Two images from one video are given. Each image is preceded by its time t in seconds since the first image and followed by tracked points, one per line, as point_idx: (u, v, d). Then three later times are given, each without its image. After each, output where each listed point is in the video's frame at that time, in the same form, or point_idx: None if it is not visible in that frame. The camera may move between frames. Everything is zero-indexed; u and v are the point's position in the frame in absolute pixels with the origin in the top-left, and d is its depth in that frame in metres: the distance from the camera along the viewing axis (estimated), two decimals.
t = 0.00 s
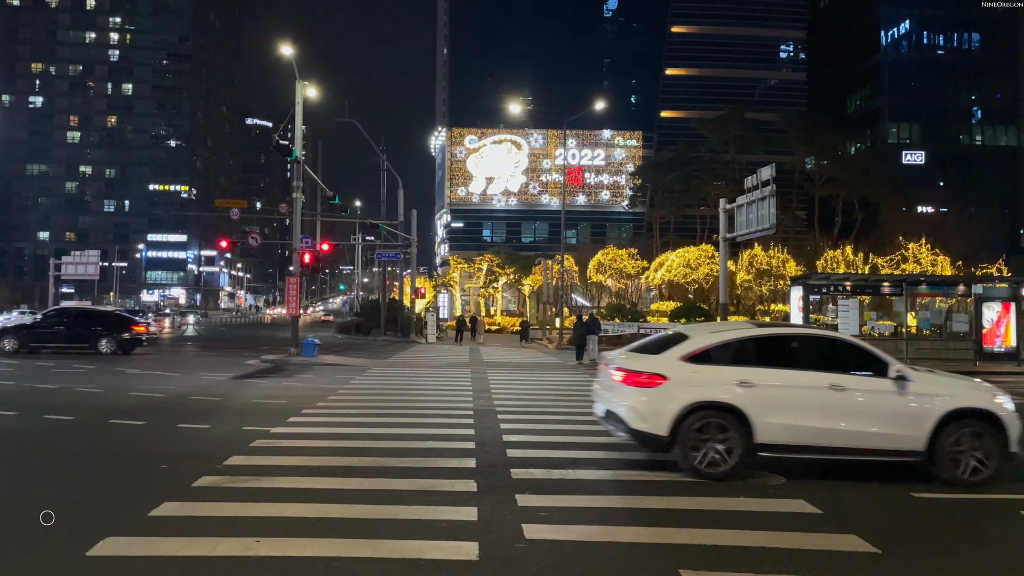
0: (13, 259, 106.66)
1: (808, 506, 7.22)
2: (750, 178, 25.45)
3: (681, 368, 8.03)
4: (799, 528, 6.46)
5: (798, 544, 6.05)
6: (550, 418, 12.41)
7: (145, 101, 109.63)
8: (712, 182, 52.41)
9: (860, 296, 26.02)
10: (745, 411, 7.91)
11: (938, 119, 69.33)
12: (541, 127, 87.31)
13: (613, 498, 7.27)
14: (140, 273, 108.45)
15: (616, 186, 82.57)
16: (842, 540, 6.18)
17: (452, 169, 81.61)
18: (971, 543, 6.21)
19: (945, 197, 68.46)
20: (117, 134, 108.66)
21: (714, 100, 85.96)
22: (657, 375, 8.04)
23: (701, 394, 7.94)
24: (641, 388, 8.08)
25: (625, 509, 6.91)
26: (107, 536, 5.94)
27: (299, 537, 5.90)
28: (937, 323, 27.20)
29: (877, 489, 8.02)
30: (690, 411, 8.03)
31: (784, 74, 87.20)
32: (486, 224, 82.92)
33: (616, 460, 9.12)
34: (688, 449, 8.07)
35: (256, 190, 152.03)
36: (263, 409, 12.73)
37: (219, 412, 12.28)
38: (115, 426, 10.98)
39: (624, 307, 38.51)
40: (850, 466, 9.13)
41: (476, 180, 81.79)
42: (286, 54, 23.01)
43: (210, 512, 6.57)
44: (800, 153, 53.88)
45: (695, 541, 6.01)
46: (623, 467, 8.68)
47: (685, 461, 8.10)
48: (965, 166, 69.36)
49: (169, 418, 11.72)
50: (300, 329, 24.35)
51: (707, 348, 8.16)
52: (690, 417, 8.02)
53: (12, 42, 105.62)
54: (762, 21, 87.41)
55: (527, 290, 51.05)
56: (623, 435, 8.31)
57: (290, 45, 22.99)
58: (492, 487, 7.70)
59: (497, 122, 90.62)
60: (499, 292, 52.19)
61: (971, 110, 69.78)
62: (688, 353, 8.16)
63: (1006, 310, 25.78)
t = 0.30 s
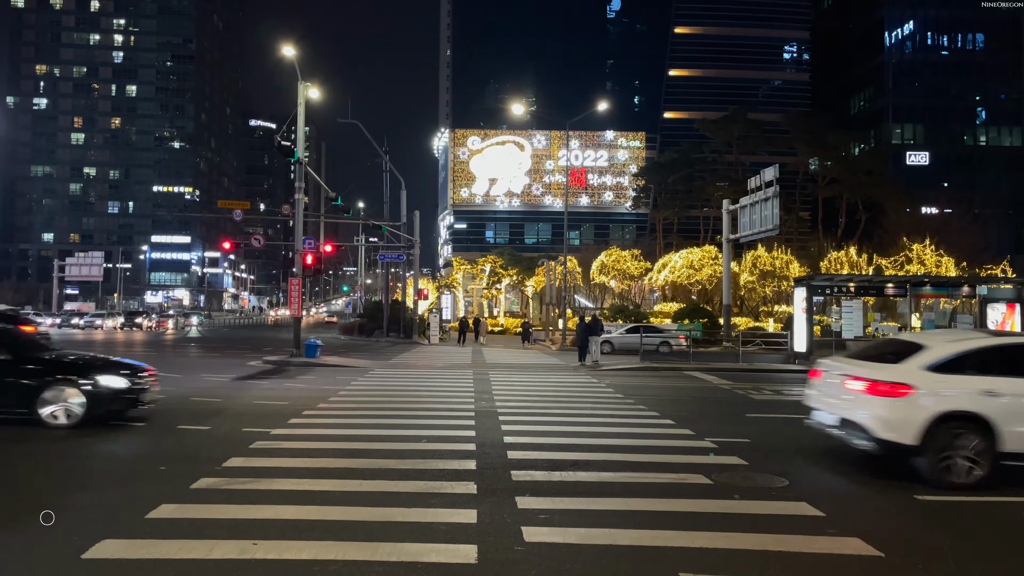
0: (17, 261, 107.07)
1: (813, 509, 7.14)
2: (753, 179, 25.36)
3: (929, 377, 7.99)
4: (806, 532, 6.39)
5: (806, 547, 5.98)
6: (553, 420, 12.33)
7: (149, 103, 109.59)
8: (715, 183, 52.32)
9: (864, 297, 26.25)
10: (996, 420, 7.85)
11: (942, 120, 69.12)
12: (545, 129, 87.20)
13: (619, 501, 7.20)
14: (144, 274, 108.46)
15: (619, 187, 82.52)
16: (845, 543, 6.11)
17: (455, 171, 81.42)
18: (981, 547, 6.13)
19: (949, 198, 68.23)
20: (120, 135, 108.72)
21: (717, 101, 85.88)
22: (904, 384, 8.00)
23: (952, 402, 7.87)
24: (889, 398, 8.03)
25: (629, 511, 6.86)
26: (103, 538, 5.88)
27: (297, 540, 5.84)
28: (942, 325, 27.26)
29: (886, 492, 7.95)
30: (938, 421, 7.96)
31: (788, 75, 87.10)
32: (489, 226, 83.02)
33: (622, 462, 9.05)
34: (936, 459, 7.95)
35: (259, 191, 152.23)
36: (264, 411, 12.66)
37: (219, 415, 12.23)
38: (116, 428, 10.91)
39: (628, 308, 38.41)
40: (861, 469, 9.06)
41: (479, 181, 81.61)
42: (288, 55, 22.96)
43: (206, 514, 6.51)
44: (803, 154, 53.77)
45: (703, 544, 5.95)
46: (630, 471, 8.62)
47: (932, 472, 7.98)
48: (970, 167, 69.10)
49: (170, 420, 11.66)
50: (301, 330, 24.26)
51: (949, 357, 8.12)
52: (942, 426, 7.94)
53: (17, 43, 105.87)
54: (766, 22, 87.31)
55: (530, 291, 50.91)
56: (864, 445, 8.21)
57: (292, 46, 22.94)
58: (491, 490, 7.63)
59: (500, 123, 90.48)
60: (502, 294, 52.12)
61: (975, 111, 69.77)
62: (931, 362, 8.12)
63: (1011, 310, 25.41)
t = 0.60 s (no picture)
0: (22, 262, 107.98)
1: (817, 512, 7.10)
2: (756, 180, 25.32)
3: None
4: (809, 534, 6.35)
5: (807, 549, 5.94)
6: (556, 421, 12.34)
7: (153, 104, 109.58)
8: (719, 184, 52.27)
9: (868, 299, 26.31)
10: None
11: (947, 120, 68.95)
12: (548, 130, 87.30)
13: (623, 503, 7.17)
14: (148, 276, 108.54)
15: (623, 188, 82.48)
16: (850, 546, 6.07)
17: (458, 172, 81.50)
18: (984, 550, 6.08)
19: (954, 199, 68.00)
20: (124, 136, 108.87)
21: (721, 102, 85.85)
22: None
23: None
24: None
25: (631, 514, 6.81)
26: (103, 540, 5.86)
27: (299, 542, 5.82)
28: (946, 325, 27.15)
29: (889, 495, 7.89)
30: None
31: (792, 76, 86.95)
32: (492, 226, 83.04)
33: (626, 464, 9.02)
34: None
35: (263, 193, 152.54)
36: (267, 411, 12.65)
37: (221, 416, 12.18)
38: (119, 429, 10.90)
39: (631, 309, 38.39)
40: (865, 471, 9.03)
41: (483, 182, 81.66)
42: (291, 56, 22.95)
43: (211, 516, 6.50)
44: (807, 155, 53.72)
45: (707, 547, 5.92)
46: (629, 472, 8.63)
47: None
48: (974, 168, 68.89)
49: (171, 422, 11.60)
50: (304, 331, 24.17)
51: None
52: None
53: (21, 45, 106.27)
54: (769, 23, 87.23)
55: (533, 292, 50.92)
56: None
57: (295, 47, 22.96)
58: (493, 491, 7.63)
59: (504, 125, 90.48)
60: (505, 295, 52.12)
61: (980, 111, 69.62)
62: None
63: (1015, 312, 25.07)
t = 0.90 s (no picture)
0: (27, 263, 108.77)
1: (824, 515, 7.07)
2: (761, 181, 25.22)
3: None
4: (818, 538, 6.30)
5: (817, 554, 5.89)
6: (561, 422, 12.31)
7: (157, 106, 109.66)
8: (723, 185, 52.17)
9: (873, 300, 26.15)
10: None
11: (951, 121, 68.83)
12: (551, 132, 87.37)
13: (628, 506, 7.13)
14: (152, 277, 108.96)
15: (627, 189, 82.37)
16: (856, 549, 6.04)
17: (463, 173, 81.77)
18: (992, 553, 6.02)
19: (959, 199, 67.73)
20: (129, 138, 109.09)
21: (725, 103, 85.72)
22: None
23: None
24: None
25: (637, 518, 6.77)
26: (107, 543, 5.84)
27: (304, 546, 5.79)
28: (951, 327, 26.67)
29: (896, 498, 7.84)
30: None
31: (796, 77, 86.82)
32: (497, 228, 82.65)
33: (630, 466, 8.98)
34: None
35: (267, 195, 152.81)
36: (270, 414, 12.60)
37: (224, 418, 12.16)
38: (123, 431, 10.91)
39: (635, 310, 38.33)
40: (872, 472, 9.00)
41: (487, 184, 81.77)
42: (295, 58, 22.99)
43: (215, 518, 6.49)
44: (811, 156, 53.63)
45: (713, 550, 5.89)
46: (635, 474, 8.59)
47: None
48: (980, 169, 68.74)
49: (175, 424, 11.60)
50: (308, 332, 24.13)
51: None
52: None
53: (26, 47, 106.54)
54: (774, 24, 87.15)
55: (538, 293, 50.98)
56: None
57: (300, 49, 23.00)
58: (498, 494, 7.60)
59: (508, 126, 90.48)
60: (510, 297, 52.10)
61: (985, 112, 69.44)
62: None
63: (1021, 313, 25.44)
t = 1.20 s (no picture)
0: (33, 264, 109.38)
1: (832, 516, 7.04)
2: (767, 182, 25.10)
3: None
4: (826, 540, 6.28)
5: (825, 556, 5.87)
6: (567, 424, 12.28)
7: (163, 108, 109.96)
8: (729, 186, 52.01)
9: (879, 301, 26.06)
10: None
11: (957, 121, 68.65)
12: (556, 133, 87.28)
13: (635, 508, 7.11)
14: (157, 278, 109.57)
15: (632, 190, 82.31)
16: (864, 551, 6.00)
17: (467, 174, 81.64)
18: (1001, 555, 5.99)
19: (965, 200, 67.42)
20: (135, 139, 109.48)
21: (730, 104, 85.58)
22: None
23: None
24: None
25: (644, 519, 6.76)
26: (113, 544, 5.84)
27: (311, 547, 5.78)
28: (958, 329, 27.02)
29: (906, 499, 7.80)
30: None
31: (801, 78, 86.66)
32: (501, 229, 82.56)
33: (635, 468, 8.92)
34: None
35: (272, 196, 153.03)
36: (276, 415, 12.61)
37: (231, 419, 12.16)
38: (129, 432, 10.92)
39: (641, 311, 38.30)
40: (882, 474, 8.96)
41: (491, 185, 81.82)
42: (302, 59, 22.99)
43: (221, 519, 6.49)
44: (816, 157, 53.49)
45: (722, 553, 5.84)
46: (641, 475, 8.57)
47: None
48: (986, 169, 68.57)
49: (181, 424, 11.61)
50: (313, 333, 24.04)
51: None
52: None
53: (33, 49, 106.81)
54: (779, 25, 87.03)
55: (543, 294, 50.94)
56: None
57: (305, 50, 22.99)
58: (504, 494, 7.58)
59: (513, 127, 90.45)
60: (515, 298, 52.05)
61: (991, 112, 69.22)
62: None
63: None
